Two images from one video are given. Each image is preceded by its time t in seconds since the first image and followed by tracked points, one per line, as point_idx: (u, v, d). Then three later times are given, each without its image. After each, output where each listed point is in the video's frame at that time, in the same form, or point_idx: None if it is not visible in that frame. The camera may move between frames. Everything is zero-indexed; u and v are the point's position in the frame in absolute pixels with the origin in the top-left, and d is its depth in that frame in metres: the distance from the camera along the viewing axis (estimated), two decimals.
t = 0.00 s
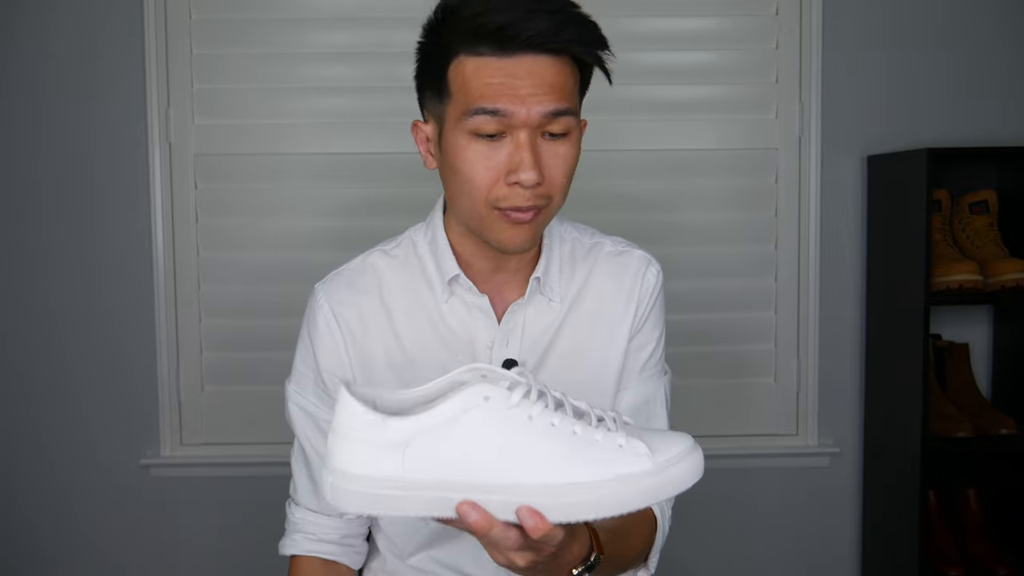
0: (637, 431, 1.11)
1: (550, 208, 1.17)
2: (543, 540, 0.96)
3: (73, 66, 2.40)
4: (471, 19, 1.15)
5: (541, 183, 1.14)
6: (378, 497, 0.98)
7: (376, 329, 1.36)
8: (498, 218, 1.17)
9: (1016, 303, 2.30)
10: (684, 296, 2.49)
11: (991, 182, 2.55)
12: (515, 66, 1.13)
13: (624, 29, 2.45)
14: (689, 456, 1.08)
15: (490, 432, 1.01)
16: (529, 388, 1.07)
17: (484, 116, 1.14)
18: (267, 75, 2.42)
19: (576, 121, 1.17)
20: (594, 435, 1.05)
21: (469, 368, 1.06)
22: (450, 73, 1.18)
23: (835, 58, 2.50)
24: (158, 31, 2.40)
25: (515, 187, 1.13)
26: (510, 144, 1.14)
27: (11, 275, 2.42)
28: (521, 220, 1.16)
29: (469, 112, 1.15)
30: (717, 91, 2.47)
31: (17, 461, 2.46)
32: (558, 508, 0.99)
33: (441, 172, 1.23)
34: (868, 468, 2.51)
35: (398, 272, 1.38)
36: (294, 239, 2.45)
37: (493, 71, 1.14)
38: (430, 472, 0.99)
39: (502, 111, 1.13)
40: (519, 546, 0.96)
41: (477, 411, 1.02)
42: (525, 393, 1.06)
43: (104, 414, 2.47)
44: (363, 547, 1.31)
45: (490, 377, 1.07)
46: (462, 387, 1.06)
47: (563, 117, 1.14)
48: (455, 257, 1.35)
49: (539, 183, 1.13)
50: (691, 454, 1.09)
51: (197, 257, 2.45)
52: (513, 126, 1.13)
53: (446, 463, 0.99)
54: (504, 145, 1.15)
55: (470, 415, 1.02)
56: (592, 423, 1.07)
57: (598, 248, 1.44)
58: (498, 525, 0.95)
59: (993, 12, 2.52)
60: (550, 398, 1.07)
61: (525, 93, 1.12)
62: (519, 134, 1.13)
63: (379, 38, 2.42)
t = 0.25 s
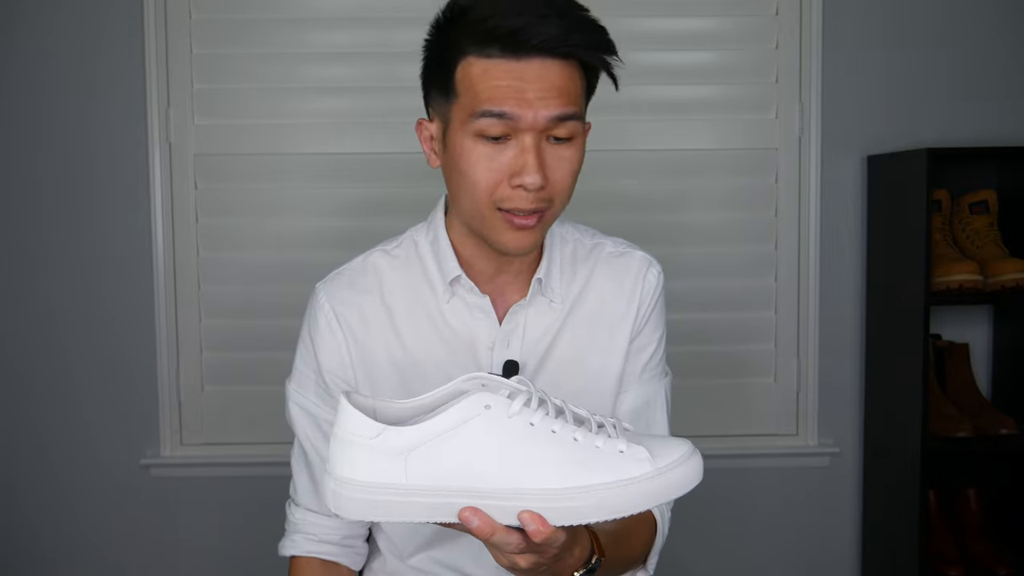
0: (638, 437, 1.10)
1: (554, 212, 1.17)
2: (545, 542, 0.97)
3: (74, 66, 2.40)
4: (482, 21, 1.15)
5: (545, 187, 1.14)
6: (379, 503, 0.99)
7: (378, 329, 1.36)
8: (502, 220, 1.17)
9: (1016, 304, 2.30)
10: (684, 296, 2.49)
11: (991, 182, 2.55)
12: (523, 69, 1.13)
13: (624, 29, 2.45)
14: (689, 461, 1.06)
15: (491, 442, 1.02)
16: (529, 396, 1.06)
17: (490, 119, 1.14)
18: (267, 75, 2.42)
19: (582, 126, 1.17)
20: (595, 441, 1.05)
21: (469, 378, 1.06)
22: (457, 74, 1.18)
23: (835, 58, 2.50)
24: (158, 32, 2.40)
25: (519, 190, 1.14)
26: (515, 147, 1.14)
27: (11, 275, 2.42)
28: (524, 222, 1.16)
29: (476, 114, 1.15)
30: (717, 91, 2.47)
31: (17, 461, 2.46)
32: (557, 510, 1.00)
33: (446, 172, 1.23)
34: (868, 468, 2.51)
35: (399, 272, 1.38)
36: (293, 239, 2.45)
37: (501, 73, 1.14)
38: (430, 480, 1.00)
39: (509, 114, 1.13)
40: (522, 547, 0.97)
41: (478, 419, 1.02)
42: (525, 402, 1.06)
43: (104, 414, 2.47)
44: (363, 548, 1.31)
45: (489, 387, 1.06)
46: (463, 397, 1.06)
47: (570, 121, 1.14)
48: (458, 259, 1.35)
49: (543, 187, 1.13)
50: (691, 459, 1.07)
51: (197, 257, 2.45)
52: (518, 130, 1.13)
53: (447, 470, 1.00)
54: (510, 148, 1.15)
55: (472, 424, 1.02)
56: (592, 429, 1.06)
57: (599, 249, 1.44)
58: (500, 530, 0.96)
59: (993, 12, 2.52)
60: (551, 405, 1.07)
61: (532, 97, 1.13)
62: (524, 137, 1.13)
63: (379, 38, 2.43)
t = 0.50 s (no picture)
0: (640, 442, 1.10)
1: (541, 208, 1.16)
2: (545, 546, 0.97)
3: (74, 66, 2.40)
4: (469, 15, 1.15)
5: (529, 182, 1.14)
6: (381, 501, 0.99)
7: (380, 327, 1.36)
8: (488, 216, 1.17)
9: (1015, 304, 2.30)
10: (684, 296, 2.49)
11: (991, 182, 2.55)
12: (509, 62, 1.14)
13: (624, 29, 2.45)
14: (690, 467, 1.06)
15: (494, 443, 1.02)
16: (533, 399, 1.07)
17: (476, 112, 1.14)
18: (267, 75, 2.42)
19: (571, 121, 1.16)
20: (597, 445, 1.04)
21: (474, 379, 1.06)
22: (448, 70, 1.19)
23: (835, 58, 2.50)
24: (158, 32, 2.40)
25: (503, 184, 1.14)
26: (501, 141, 1.15)
27: (11, 275, 2.42)
28: (509, 218, 1.15)
29: (462, 108, 1.16)
30: (717, 91, 2.47)
31: (17, 461, 2.46)
32: (559, 514, 1.00)
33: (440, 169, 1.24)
34: (868, 468, 2.51)
35: (402, 270, 1.38)
36: (294, 239, 2.45)
37: (487, 67, 1.14)
38: (433, 480, 1.00)
39: (494, 106, 1.14)
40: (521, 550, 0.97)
41: (481, 421, 1.03)
42: (529, 404, 1.06)
43: (104, 414, 2.47)
44: (363, 546, 1.30)
45: (493, 388, 1.07)
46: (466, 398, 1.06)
47: (556, 116, 1.14)
48: (460, 257, 1.36)
49: (527, 182, 1.13)
50: (693, 466, 1.06)
51: (197, 257, 2.45)
52: (504, 123, 1.14)
53: (450, 470, 1.00)
54: (496, 142, 1.15)
55: (475, 426, 1.02)
56: (594, 434, 1.06)
57: (603, 250, 1.44)
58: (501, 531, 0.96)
59: (993, 12, 2.52)
60: (555, 408, 1.07)
61: (516, 89, 1.13)
62: (510, 131, 1.14)
63: (379, 38, 2.42)
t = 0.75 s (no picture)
0: (642, 438, 1.10)
1: (521, 196, 1.16)
2: (547, 540, 0.96)
3: (74, 66, 2.40)
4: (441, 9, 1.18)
5: (504, 169, 1.14)
6: (382, 493, 0.99)
7: (380, 326, 1.36)
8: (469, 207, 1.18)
9: (1015, 303, 2.30)
10: (684, 296, 2.49)
11: (991, 182, 2.55)
12: (477, 51, 1.14)
13: (624, 29, 2.45)
14: (693, 464, 1.07)
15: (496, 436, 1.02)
16: (536, 393, 1.07)
17: (449, 103, 1.16)
18: (267, 75, 2.42)
19: (547, 108, 1.16)
20: (600, 441, 1.05)
21: (476, 371, 1.06)
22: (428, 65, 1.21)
23: (835, 58, 2.50)
24: (158, 32, 2.40)
25: (479, 173, 1.14)
26: (476, 131, 1.15)
27: (11, 275, 2.42)
28: (490, 208, 1.16)
29: (437, 101, 1.17)
30: (717, 91, 2.47)
31: (17, 461, 2.46)
32: (560, 508, 0.99)
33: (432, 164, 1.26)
34: (868, 468, 2.51)
35: (403, 270, 1.38)
36: (294, 239, 2.45)
37: (458, 57, 1.15)
38: (434, 472, 1.00)
39: (465, 96, 1.15)
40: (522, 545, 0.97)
41: (483, 413, 1.02)
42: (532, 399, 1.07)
43: (104, 414, 2.47)
44: (365, 547, 1.30)
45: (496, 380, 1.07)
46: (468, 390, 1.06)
47: (528, 103, 1.15)
48: (460, 255, 1.36)
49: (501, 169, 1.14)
50: (696, 461, 1.08)
51: (197, 257, 2.45)
52: (477, 113, 1.15)
53: (452, 463, 1.00)
54: (472, 132, 1.16)
55: (477, 418, 1.02)
56: (597, 429, 1.07)
57: (604, 249, 1.44)
58: (503, 525, 0.95)
59: (993, 12, 2.52)
60: (558, 403, 1.07)
61: (485, 77, 1.14)
62: (483, 120, 1.15)
63: (379, 38, 2.42)
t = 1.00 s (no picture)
0: (645, 442, 1.10)
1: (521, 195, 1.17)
2: (549, 545, 0.96)
3: (73, 66, 2.40)
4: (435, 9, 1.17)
5: (504, 169, 1.14)
6: (383, 499, 0.99)
7: (377, 329, 1.36)
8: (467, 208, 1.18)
9: (1015, 303, 2.30)
10: (684, 296, 2.49)
11: (991, 182, 2.55)
12: (474, 51, 1.14)
13: (623, 29, 2.45)
14: (695, 467, 1.07)
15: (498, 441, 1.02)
16: (538, 397, 1.07)
17: (446, 104, 1.15)
18: (267, 75, 2.42)
19: (544, 108, 1.17)
20: (602, 444, 1.05)
21: (477, 375, 1.06)
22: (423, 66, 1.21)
23: (835, 58, 2.50)
24: (158, 31, 2.40)
25: (478, 174, 1.14)
26: (474, 132, 1.15)
27: (11, 275, 2.42)
28: (489, 209, 1.16)
29: (434, 102, 1.17)
30: (717, 91, 2.48)
31: (17, 461, 2.46)
32: (563, 513, 0.99)
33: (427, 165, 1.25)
34: (868, 467, 2.51)
35: (399, 271, 1.38)
36: (294, 239, 2.45)
37: (454, 57, 1.15)
38: (435, 478, 1.00)
39: (462, 97, 1.14)
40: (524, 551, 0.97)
41: (485, 418, 1.02)
42: (535, 402, 1.06)
43: (104, 414, 2.47)
44: (362, 548, 1.31)
45: (497, 384, 1.07)
46: (470, 394, 1.06)
47: (526, 103, 1.15)
48: (457, 257, 1.36)
49: (501, 170, 1.14)
50: (698, 464, 1.07)
51: (197, 257, 2.45)
52: (475, 114, 1.14)
53: (452, 468, 1.00)
54: (469, 132, 1.15)
55: (479, 423, 1.02)
56: (599, 432, 1.06)
57: (601, 249, 1.44)
58: (505, 532, 0.95)
59: (993, 11, 2.52)
60: (560, 406, 1.06)
61: (482, 78, 1.14)
62: (481, 121, 1.14)
63: (379, 38, 2.42)
